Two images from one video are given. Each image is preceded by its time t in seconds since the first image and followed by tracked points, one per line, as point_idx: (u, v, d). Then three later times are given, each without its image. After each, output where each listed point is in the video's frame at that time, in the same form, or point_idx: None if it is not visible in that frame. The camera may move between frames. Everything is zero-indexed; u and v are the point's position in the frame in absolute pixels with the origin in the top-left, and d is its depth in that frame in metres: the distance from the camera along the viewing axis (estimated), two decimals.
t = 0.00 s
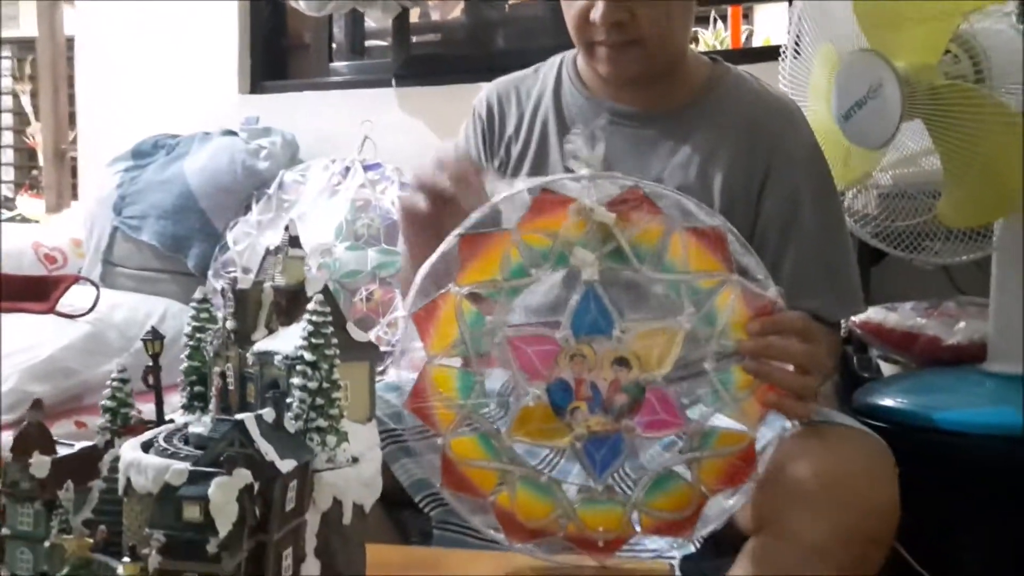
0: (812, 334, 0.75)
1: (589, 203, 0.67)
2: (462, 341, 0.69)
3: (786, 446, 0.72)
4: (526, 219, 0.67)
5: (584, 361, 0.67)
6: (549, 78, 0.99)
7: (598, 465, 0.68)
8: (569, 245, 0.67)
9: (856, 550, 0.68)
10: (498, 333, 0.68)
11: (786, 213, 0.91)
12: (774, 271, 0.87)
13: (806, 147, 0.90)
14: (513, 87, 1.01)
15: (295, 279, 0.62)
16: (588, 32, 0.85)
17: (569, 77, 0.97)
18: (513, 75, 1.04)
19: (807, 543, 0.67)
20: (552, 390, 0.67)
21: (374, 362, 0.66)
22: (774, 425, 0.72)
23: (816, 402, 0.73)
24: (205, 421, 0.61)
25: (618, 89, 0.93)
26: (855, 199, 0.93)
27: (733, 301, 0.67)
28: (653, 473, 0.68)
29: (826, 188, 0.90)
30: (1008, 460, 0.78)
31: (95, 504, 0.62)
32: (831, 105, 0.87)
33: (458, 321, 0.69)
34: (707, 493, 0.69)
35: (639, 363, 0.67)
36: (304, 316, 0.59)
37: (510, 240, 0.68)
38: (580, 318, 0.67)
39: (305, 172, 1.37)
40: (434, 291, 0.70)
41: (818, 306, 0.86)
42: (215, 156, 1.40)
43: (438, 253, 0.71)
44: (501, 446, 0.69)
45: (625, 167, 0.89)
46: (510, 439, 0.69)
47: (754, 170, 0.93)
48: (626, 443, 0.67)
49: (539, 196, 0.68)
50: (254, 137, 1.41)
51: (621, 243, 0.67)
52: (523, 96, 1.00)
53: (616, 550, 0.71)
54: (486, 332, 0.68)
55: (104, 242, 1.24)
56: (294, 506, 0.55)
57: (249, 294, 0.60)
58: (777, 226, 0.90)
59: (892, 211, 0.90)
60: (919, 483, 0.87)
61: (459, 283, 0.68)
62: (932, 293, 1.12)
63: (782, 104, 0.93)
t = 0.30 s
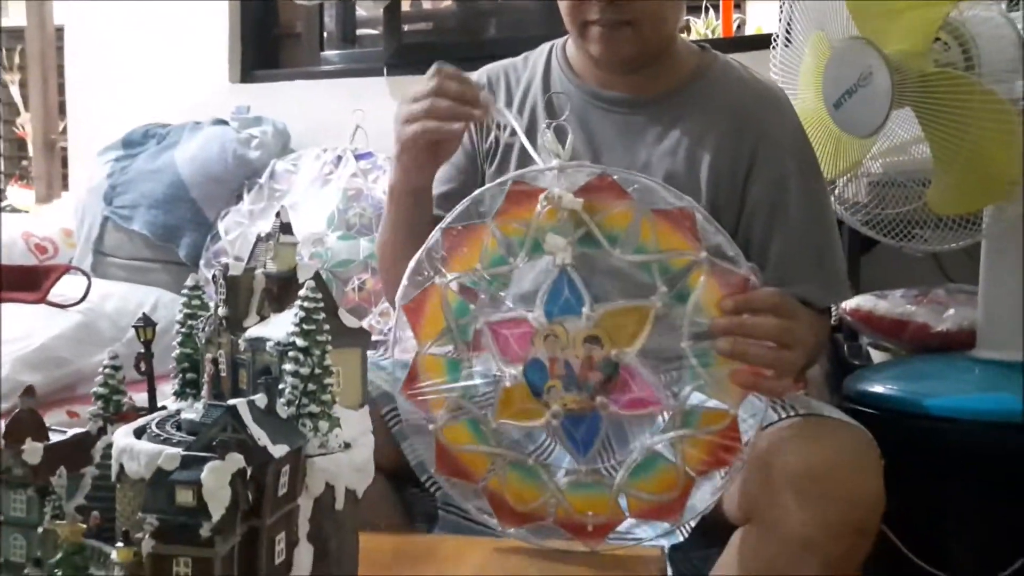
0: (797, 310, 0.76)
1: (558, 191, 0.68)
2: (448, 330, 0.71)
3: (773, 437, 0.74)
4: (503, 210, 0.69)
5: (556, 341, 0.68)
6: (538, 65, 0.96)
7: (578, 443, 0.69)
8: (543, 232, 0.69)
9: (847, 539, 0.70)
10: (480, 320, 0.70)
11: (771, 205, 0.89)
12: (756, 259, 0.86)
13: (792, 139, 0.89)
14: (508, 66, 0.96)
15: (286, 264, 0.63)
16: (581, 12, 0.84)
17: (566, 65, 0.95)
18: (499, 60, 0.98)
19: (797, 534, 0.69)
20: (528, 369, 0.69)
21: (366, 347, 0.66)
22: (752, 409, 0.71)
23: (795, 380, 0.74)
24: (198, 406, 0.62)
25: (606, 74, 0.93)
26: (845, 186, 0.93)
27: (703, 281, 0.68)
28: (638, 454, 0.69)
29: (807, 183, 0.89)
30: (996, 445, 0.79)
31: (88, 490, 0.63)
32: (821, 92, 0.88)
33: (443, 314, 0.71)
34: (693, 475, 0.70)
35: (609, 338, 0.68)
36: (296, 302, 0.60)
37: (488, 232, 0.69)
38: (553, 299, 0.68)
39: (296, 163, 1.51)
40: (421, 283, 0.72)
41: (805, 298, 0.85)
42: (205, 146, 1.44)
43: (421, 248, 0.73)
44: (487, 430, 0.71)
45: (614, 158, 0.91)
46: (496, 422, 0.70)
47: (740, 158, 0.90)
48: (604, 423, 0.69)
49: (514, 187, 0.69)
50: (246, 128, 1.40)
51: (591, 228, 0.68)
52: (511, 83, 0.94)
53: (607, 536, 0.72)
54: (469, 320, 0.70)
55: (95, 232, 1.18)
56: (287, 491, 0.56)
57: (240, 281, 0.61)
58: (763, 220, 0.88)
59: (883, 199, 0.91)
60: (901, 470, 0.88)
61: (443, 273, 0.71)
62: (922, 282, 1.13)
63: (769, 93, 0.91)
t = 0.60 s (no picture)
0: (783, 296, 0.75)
1: (525, 183, 0.68)
2: (423, 331, 0.70)
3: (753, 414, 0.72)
4: (471, 205, 0.68)
5: (536, 335, 0.68)
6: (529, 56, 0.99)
7: (566, 437, 0.69)
8: (514, 226, 0.68)
9: (825, 511, 0.67)
10: (456, 319, 0.69)
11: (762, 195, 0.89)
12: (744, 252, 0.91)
13: (780, 126, 0.88)
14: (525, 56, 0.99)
15: (278, 257, 0.64)
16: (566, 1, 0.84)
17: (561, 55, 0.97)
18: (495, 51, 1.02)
19: (774, 505, 0.67)
20: (510, 365, 0.68)
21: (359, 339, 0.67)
22: (733, 386, 0.73)
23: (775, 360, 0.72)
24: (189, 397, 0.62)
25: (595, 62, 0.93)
26: (838, 177, 0.93)
27: (677, 263, 0.68)
28: (625, 441, 0.68)
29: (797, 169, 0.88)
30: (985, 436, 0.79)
31: (80, 483, 0.63)
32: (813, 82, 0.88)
33: (418, 314, 0.70)
34: (679, 456, 0.69)
35: (590, 330, 0.68)
36: (290, 293, 0.59)
37: (455, 229, 0.68)
38: (529, 295, 0.68)
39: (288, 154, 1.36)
40: (390, 287, 0.70)
41: (799, 286, 0.87)
42: (197, 137, 1.36)
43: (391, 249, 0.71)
44: (470, 428, 0.69)
45: (607, 149, 0.94)
46: (480, 420, 0.69)
47: (730, 146, 0.91)
48: (589, 413, 0.68)
49: (479, 182, 0.69)
50: (237, 120, 1.41)
51: (562, 219, 0.68)
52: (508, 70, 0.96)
53: (597, 523, 0.71)
54: (444, 319, 0.69)
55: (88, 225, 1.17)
56: (279, 483, 0.56)
57: (232, 273, 0.61)
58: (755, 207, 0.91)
59: (874, 189, 0.90)
60: (882, 454, 0.89)
61: (414, 275, 0.69)
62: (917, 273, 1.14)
63: (755, 79, 0.91)
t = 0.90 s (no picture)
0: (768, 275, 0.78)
1: (520, 174, 0.67)
2: (414, 325, 0.69)
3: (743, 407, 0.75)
4: (464, 197, 0.68)
5: (535, 329, 0.67)
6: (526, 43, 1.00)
7: (563, 429, 0.68)
8: (508, 218, 0.67)
9: (814, 497, 0.70)
10: (449, 314, 0.68)
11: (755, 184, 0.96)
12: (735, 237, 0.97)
13: (773, 117, 0.93)
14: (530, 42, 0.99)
15: (271, 248, 0.63)
16: None
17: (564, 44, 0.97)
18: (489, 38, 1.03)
19: (767, 491, 0.70)
20: (507, 359, 0.68)
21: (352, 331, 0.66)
22: (725, 374, 0.74)
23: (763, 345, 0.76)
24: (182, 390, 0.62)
25: (587, 50, 0.94)
26: (832, 168, 0.92)
27: (673, 253, 0.68)
28: (620, 431, 0.69)
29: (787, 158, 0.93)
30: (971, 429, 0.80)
31: (73, 475, 0.62)
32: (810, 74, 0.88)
33: (407, 305, 0.69)
34: (672, 446, 0.71)
35: (589, 323, 0.67)
36: (282, 285, 0.59)
37: (448, 220, 0.68)
38: (526, 286, 0.67)
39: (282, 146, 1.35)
40: (380, 281, 0.71)
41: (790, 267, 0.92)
42: (192, 127, 1.34)
43: (379, 244, 0.71)
44: (465, 425, 0.70)
45: (601, 139, 0.95)
46: (474, 415, 0.69)
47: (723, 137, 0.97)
48: (586, 406, 0.68)
49: (473, 174, 0.69)
50: (231, 111, 1.41)
51: (557, 210, 0.67)
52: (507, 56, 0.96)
53: (591, 514, 0.71)
54: (437, 313, 0.68)
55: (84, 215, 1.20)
56: (273, 475, 0.56)
57: (225, 264, 0.61)
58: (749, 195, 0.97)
59: (867, 182, 0.90)
60: (882, 446, 0.90)
61: (404, 268, 0.69)
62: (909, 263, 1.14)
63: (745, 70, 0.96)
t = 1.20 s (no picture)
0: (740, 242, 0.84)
1: (494, 171, 0.71)
2: (403, 322, 0.73)
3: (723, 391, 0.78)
4: (444, 197, 0.72)
5: (512, 312, 0.70)
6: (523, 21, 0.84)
7: (546, 410, 0.70)
8: (485, 212, 0.71)
9: (798, 480, 0.73)
10: (434, 306, 0.72)
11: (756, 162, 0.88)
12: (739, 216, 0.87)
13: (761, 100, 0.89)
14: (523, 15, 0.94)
15: (263, 238, 0.62)
16: None
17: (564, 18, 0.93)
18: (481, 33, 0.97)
19: (751, 477, 0.72)
20: (488, 343, 0.70)
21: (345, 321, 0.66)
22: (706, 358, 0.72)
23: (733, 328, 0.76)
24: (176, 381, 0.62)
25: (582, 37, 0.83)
26: (825, 159, 0.94)
27: (644, 238, 0.70)
28: (605, 416, 0.70)
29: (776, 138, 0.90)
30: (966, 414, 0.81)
31: (66, 466, 0.62)
32: (802, 64, 0.88)
33: (396, 304, 0.73)
34: (657, 429, 0.71)
35: (564, 303, 0.70)
36: (274, 276, 0.59)
37: (430, 219, 0.73)
38: (504, 274, 0.70)
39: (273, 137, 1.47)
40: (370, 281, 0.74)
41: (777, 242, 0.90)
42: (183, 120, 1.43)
43: (367, 246, 0.75)
44: (453, 414, 0.71)
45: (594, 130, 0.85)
46: (461, 403, 0.71)
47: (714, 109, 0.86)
48: (568, 384, 0.70)
49: (451, 175, 0.73)
50: (223, 103, 1.35)
51: (532, 203, 0.71)
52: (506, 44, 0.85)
53: (582, 503, 0.71)
54: (422, 308, 0.72)
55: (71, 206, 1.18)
56: (266, 466, 0.55)
57: (217, 255, 0.61)
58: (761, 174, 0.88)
59: (861, 171, 0.91)
60: (876, 437, 0.90)
61: (391, 266, 0.73)
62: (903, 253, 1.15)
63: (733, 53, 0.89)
